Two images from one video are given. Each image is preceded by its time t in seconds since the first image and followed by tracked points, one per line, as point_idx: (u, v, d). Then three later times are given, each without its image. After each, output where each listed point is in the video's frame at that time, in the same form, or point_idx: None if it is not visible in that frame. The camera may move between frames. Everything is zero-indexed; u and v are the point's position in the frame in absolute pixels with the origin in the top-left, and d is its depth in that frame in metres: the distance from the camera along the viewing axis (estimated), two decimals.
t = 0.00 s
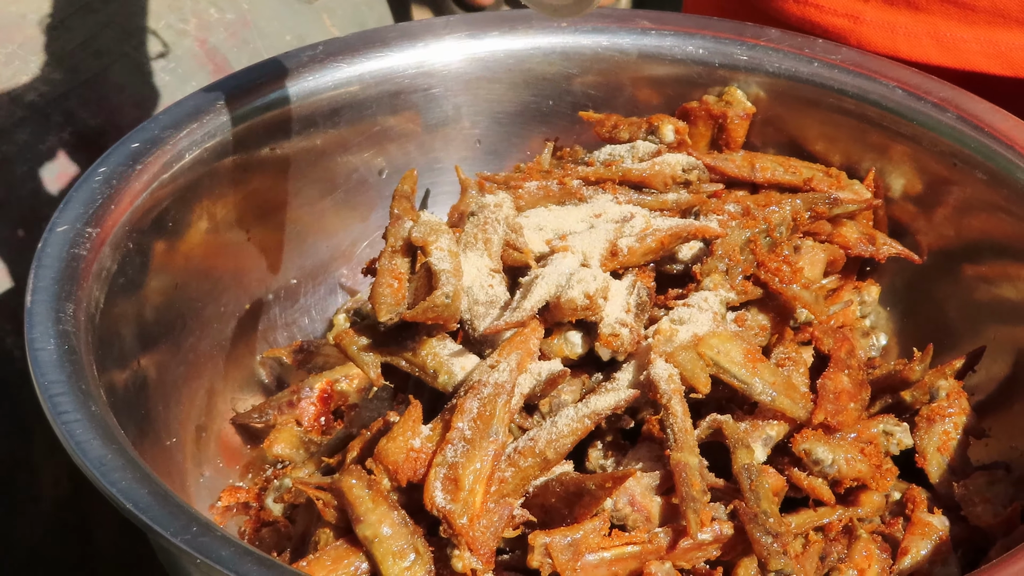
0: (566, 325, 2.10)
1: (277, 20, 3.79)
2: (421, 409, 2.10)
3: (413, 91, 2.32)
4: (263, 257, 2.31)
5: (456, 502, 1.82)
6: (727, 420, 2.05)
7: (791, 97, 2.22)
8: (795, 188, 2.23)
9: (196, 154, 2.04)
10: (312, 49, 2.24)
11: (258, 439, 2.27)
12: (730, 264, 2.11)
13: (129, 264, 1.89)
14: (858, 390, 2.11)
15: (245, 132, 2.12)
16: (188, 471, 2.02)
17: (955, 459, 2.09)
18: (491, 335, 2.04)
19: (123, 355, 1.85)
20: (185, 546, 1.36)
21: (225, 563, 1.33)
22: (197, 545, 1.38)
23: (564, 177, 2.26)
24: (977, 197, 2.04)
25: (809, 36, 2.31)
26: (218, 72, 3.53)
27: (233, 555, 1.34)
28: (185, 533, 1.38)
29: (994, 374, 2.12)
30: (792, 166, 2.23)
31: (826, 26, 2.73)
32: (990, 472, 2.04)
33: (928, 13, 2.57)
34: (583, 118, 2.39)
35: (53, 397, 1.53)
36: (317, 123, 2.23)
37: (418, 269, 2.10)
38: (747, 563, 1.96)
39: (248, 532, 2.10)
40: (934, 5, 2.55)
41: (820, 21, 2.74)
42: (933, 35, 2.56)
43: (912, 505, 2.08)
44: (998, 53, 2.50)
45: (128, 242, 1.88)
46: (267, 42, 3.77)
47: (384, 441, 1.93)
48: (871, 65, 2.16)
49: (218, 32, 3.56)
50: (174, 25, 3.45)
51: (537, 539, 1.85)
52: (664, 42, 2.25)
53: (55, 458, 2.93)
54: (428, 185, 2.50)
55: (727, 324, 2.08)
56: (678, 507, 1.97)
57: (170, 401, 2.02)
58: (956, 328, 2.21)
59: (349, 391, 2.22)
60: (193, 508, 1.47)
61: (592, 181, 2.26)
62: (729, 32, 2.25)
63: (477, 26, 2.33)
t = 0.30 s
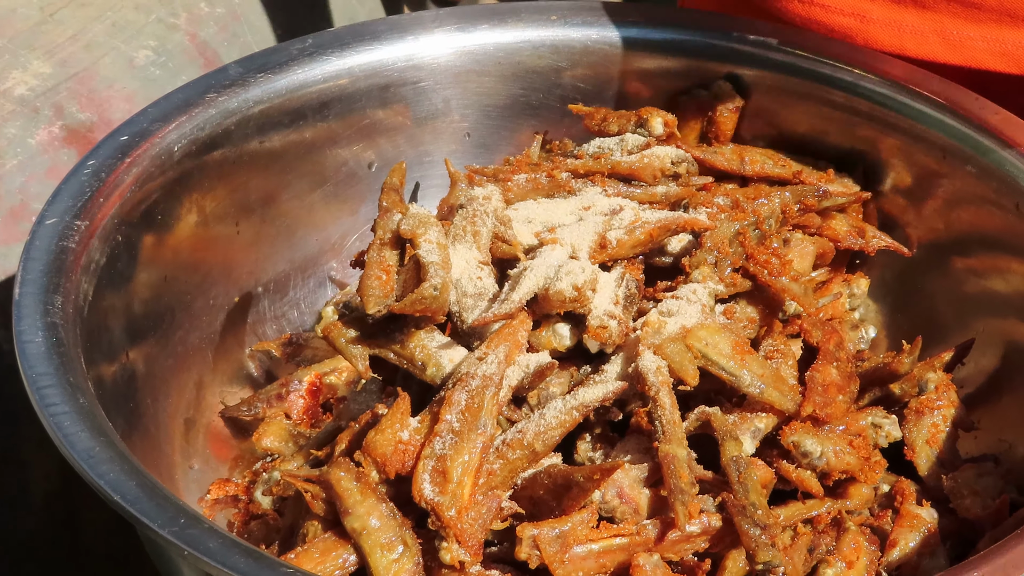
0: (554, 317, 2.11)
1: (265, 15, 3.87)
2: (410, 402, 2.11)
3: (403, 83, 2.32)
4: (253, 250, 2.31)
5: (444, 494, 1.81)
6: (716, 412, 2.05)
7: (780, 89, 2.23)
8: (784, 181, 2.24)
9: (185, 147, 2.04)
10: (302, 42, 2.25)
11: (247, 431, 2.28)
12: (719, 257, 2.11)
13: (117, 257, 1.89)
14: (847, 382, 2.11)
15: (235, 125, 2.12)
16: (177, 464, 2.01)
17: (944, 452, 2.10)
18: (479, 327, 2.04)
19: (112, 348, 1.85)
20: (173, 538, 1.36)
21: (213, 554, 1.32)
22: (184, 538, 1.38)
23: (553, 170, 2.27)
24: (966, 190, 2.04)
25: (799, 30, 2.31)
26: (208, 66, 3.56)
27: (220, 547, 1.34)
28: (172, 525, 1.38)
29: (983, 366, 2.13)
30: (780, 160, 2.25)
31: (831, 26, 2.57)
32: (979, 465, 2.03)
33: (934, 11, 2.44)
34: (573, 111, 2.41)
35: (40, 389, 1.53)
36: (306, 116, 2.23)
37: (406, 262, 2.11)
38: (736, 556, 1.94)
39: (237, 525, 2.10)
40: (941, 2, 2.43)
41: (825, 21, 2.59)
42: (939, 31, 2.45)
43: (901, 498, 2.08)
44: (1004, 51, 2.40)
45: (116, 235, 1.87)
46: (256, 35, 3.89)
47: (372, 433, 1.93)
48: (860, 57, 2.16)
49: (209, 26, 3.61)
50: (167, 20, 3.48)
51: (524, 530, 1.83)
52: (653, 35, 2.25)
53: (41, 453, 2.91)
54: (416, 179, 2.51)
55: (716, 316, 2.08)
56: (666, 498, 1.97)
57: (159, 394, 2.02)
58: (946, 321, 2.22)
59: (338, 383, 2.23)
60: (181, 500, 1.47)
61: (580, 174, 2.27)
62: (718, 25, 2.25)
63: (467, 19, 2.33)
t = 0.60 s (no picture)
0: (534, 313, 2.10)
1: (248, 11, 3.86)
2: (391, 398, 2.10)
3: (384, 79, 2.32)
4: (233, 246, 2.31)
5: (424, 491, 1.82)
6: (696, 408, 2.05)
7: (761, 86, 2.23)
8: (766, 177, 2.24)
9: (166, 143, 2.04)
10: (283, 38, 2.25)
11: (228, 427, 2.27)
12: (700, 253, 2.11)
13: (97, 253, 1.89)
14: (828, 377, 2.10)
15: (215, 121, 2.12)
16: (158, 460, 2.02)
17: (924, 448, 2.10)
18: (459, 323, 2.04)
19: (91, 344, 1.85)
20: (152, 535, 1.36)
21: (191, 551, 1.33)
22: (163, 534, 1.38)
23: (534, 166, 2.27)
24: (947, 186, 2.05)
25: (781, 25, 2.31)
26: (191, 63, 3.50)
27: (200, 544, 1.34)
28: (152, 521, 1.38)
29: (963, 361, 2.14)
30: (762, 155, 2.24)
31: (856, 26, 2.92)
32: (959, 460, 2.04)
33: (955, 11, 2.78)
34: (554, 107, 2.41)
35: (20, 385, 1.53)
36: (287, 112, 2.23)
37: (387, 258, 2.10)
38: (716, 551, 1.94)
39: (217, 521, 2.10)
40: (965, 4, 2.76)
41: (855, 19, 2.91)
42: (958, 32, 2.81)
43: (880, 494, 2.08)
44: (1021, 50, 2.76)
45: (96, 232, 1.87)
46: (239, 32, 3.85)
47: (352, 429, 1.93)
48: (842, 53, 2.16)
49: (190, 22, 3.59)
50: (149, 15, 3.47)
51: (504, 526, 1.85)
52: (634, 31, 2.25)
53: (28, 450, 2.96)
54: (395, 176, 2.49)
55: (697, 312, 2.08)
56: (646, 494, 1.97)
57: (139, 390, 2.01)
58: (927, 317, 2.23)
59: (320, 379, 2.24)
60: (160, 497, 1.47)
61: (561, 169, 2.28)
62: (699, 21, 2.25)
63: (449, 15, 2.33)
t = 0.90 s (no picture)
0: (511, 304, 2.10)
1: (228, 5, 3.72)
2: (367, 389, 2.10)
3: (361, 71, 2.32)
4: (210, 238, 2.30)
5: (400, 481, 1.83)
6: (674, 398, 2.03)
7: (739, 76, 2.22)
8: (744, 167, 2.24)
9: (143, 135, 2.04)
10: (260, 29, 2.24)
11: (205, 419, 2.27)
12: (678, 243, 2.10)
13: (74, 245, 1.88)
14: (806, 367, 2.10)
15: (193, 113, 2.12)
16: (134, 452, 2.01)
17: (903, 438, 2.10)
18: (436, 313, 2.04)
19: (67, 336, 1.84)
20: (126, 525, 1.36)
21: (166, 541, 1.33)
22: (138, 524, 1.37)
23: (512, 155, 2.26)
24: (925, 176, 2.06)
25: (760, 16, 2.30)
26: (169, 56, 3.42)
27: (176, 534, 1.34)
28: (127, 512, 1.37)
29: (942, 352, 2.15)
30: (740, 146, 2.24)
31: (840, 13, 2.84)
32: (938, 450, 2.05)
33: None
34: (532, 97, 2.40)
35: None
36: (264, 103, 2.23)
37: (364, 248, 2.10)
38: (694, 541, 1.95)
39: (195, 513, 2.08)
40: None
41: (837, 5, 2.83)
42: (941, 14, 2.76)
43: (859, 484, 2.07)
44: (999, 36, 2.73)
45: (72, 223, 1.86)
46: (218, 24, 3.66)
47: (328, 420, 1.93)
48: (820, 43, 2.16)
49: (169, 15, 3.49)
50: (127, 9, 3.42)
51: (481, 516, 1.84)
52: (612, 21, 2.25)
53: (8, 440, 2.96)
54: (373, 168, 2.49)
55: (676, 302, 2.08)
56: (624, 485, 1.97)
57: (116, 382, 2.01)
58: (906, 307, 2.24)
59: (297, 371, 2.23)
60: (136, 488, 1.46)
61: (538, 159, 2.27)
62: (677, 11, 2.25)
63: (427, 6, 2.33)
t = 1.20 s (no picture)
0: (460, 297, 2.09)
1: None
2: (315, 383, 2.08)
3: (311, 63, 2.30)
4: (159, 232, 2.28)
5: (347, 476, 1.80)
6: (624, 391, 2.03)
7: (692, 67, 2.21)
8: (696, 159, 2.24)
9: (91, 128, 2.01)
10: (209, 21, 2.22)
11: (154, 415, 2.24)
12: (629, 235, 2.09)
13: (20, 240, 1.85)
14: (758, 360, 2.09)
15: (141, 106, 2.10)
16: (79, 448, 1.99)
17: (855, 431, 2.08)
18: (384, 307, 2.03)
19: (10, 332, 1.81)
20: (69, 522, 1.36)
21: (108, 538, 1.33)
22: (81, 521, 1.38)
23: (460, 149, 2.26)
24: (878, 167, 2.05)
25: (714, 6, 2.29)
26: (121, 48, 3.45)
27: (118, 530, 1.34)
28: (69, 508, 1.38)
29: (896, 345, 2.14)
30: (693, 138, 2.24)
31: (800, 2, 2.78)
32: (891, 443, 2.04)
33: None
34: (484, 90, 2.39)
35: None
36: (214, 96, 2.21)
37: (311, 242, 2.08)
38: (643, 535, 1.92)
39: (141, 509, 2.06)
40: None
41: None
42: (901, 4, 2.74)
43: (811, 477, 2.06)
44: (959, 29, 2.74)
45: (17, 217, 1.83)
46: (171, 17, 3.70)
47: (274, 415, 1.91)
48: (773, 34, 2.15)
49: (121, 6, 3.53)
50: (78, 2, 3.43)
51: (429, 511, 1.81)
52: (564, 12, 2.24)
53: None
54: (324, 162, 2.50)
55: (626, 295, 2.06)
56: (572, 478, 1.94)
57: (63, 376, 1.98)
58: (860, 299, 2.24)
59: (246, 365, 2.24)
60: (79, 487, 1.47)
61: (488, 152, 2.25)
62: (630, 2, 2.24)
63: None
